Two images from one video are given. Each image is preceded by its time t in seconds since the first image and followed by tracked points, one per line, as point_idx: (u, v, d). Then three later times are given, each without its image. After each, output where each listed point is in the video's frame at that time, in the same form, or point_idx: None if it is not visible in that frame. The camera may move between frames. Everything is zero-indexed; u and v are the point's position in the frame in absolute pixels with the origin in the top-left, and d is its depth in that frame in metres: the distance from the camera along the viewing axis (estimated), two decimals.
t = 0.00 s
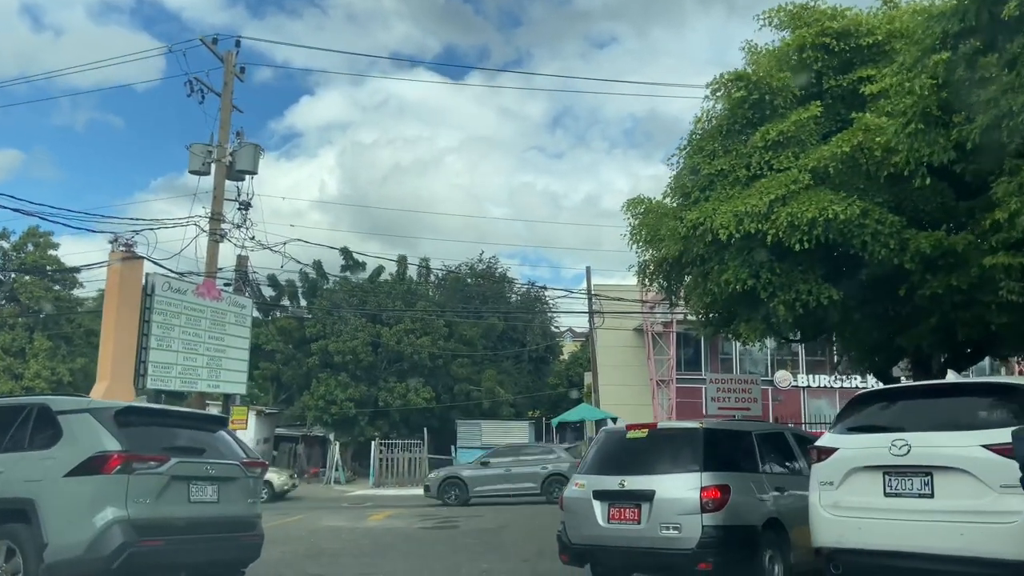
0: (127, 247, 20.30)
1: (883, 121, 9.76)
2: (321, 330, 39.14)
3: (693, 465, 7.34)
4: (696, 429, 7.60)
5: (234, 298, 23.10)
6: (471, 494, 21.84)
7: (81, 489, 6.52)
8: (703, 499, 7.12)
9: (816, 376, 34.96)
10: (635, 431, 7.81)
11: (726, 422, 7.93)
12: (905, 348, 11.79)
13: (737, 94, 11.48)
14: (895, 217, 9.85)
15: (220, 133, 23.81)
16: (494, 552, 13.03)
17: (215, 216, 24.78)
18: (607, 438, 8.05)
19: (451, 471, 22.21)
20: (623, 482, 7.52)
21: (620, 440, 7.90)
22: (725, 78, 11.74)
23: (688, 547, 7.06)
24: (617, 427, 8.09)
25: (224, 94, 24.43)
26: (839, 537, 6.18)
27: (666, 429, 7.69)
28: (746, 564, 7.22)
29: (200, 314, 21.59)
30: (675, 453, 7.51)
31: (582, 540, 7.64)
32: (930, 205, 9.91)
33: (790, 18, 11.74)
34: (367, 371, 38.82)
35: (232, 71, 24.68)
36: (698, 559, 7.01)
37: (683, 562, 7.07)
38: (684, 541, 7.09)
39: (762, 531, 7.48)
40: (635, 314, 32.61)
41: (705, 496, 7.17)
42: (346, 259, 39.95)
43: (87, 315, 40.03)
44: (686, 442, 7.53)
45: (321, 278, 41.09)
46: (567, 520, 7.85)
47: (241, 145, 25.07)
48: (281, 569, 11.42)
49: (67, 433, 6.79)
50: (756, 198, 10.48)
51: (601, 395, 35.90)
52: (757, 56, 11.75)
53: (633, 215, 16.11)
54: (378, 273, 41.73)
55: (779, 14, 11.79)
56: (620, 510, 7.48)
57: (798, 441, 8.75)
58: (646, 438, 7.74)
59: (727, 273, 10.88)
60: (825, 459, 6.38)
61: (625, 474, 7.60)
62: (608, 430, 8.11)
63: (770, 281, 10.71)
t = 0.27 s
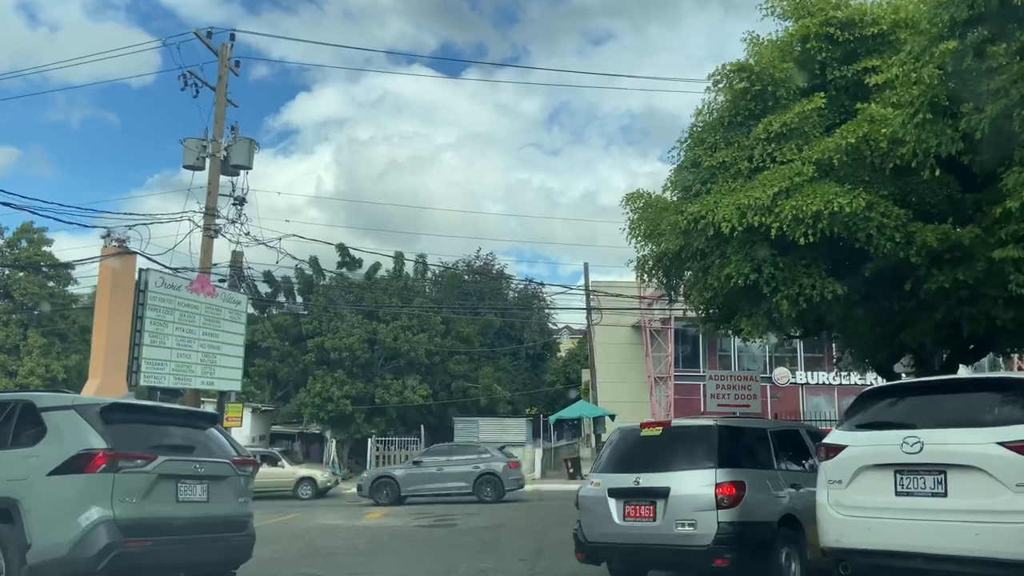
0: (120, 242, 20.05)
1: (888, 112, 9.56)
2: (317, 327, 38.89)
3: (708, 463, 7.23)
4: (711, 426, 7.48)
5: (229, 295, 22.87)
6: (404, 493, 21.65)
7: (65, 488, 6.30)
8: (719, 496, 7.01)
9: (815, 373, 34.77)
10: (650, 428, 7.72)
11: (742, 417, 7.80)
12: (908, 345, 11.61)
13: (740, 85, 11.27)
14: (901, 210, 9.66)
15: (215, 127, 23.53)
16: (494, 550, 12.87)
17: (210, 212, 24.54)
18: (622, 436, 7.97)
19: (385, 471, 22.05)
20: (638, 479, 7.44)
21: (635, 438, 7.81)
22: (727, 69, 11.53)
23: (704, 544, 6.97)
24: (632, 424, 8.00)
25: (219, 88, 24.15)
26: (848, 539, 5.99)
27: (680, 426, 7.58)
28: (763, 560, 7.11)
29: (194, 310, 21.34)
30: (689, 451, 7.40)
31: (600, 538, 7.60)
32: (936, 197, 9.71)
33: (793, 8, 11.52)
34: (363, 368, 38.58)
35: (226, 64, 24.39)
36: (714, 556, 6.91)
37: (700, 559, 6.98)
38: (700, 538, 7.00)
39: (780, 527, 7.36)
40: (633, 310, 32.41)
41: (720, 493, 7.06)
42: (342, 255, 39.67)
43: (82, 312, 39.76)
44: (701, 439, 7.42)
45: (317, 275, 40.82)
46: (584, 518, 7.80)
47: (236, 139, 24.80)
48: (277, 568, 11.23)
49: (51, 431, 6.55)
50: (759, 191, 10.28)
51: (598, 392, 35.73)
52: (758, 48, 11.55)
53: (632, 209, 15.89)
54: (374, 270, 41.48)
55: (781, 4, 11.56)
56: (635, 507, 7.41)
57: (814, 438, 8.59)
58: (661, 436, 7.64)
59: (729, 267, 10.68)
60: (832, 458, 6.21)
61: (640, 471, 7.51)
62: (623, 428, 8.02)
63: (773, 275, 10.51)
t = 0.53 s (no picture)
0: (116, 238, 19.84)
1: (899, 103, 9.35)
2: (316, 325, 38.66)
3: (729, 461, 7.05)
4: (732, 424, 7.30)
5: (227, 291, 22.65)
6: (348, 493, 21.31)
7: (54, 488, 6.09)
8: (739, 495, 6.84)
9: (817, 371, 34.57)
10: (668, 426, 7.53)
11: (762, 415, 7.63)
12: (916, 342, 11.42)
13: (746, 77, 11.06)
14: (911, 203, 9.46)
15: (212, 122, 23.28)
16: (497, 549, 12.69)
17: (208, 207, 24.31)
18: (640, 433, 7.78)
19: (330, 470, 21.69)
20: (656, 477, 7.25)
21: (653, 435, 7.61)
22: (732, 60, 11.32)
23: (724, 543, 6.80)
24: (650, 422, 7.80)
25: (216, 82, 23.89)
26: (864, 540, 5.80)
27: (700, 423, 7.40)
28: (783, 559, 6.96)
29: (192, 307, 21.14)
30: (710, 449, 7.21)
31: (617, 535, 7.40)
32: (946, 190, 9.52)
33: None
34: (363, 365, 38.38)
35: (224, 58, 24.14)
36: (734, 556, 6.75)
37: (720, 558, 6.80)
38: (720, 538, 6.82)
39: (799, 527, 7.19)
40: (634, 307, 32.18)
41: (741, 492, 6.89)
42: (341, 252, 39.43)
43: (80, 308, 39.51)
44: (722, 438, 7.23)
45: (316, 272, 40.58)
46: (601, 515, 7.61)
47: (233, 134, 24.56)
48: (276, 568, 11.04)
49: (40, 429, 6.33)
50: (766, 183, 10.08)
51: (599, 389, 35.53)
52: (764, 38, 11.35)
53: (635, 204, 15.68)
54: (374, 267, 41.25)
55: None
56: (654, 505, 7.22)
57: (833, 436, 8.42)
58: (680, 433, 7.45)
59: (735, 262, 10.47)
60: (847, 457, 6.01)
61: (659, 469, 7.32)
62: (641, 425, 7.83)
63: (780, 271, 10.32)
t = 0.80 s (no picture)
0: (115, 233, 19.61)
1: (916, 90, 9.08)
2: (318, 321, 38.43)
3: (752, 461, 6.80)
4: (754, 423, 7.05)
5: (228, 287, 22.41)
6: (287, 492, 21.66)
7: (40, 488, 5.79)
8: (763, 496, 6.59)
9: (822, 368, 34.30)
10: (689, 425, 7.29)
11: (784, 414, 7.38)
12: (930, 337, 11.15)
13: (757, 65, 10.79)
14: (928, 194, 9.19)
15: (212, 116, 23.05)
16: (501, 549, 12.44)
17: (208, 203, 24.08)
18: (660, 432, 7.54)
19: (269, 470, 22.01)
20: (677, 477, 7.01)
21: (673, 434, 7.37)
22: (743, 49, 11.05)
23: (747, 546, 6.55)
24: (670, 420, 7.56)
25: (216, 76, 23.64)
26: (889, 543, 5.53)
27: (722, 422, 7.15)
28: (808, 562, 6.71)
29: (192, 303, 20.91)
30: (732, 449, 6.97)
31: (637, 536, 7.17)
32: (964, 181, 9.24)
33: None
34: (365, 362, 38.17)
35: (224, 52, 23.89)
36: (758, 559, 6.50)
37: (743, 561, 6.56)
38: (743, 540, 6.57)
39: (824, 528, 6.94)
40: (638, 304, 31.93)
41: (764, 493, 6.64)
42: (343, 248, 39.19)
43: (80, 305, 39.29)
44: (744, 437, 6.99)
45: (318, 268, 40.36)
46: (620, 515, 7.38)
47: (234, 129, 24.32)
48: (277, 567, 10.81)
49: (28, 425, 5.97)
50: (778, 174, 9.81)
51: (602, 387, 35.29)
52: (775, 26, 11.08)
53: (641, 198, 15.43)
54: (376, 263, 41.00)
55: None
56: (674, 506, 6.97)
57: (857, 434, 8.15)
58: (702, 433, 7.20)
59: (746, 255, 10.21)
60: (869, 455, 5.76)
61: (679, 469, 7.08)
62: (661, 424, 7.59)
63: (793, 264, 10.06)
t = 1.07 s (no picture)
0: (116, 229, 19.40)
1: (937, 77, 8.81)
2: (321, 318, 38.21)
3: (776, 460, 6.56)
4: (778, 421, 6.81)
5: (230, 283, 22.19)
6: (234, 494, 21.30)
7: (32, 487, 5.55)
8: (788, 495, 6.35)
9: (829, 365, 34.02)
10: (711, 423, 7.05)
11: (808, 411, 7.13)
12: (947, 333, 10.91)
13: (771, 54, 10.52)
14: (949, 184, 8.93)
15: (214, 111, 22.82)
16: (508, 549, 12.19)
17: (210, 198, 23.86)
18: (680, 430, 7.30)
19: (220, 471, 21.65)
20: (699, 476, 6.77)
21: (694, 432, 7.13)
22: (756, 37, 10.78)
23: (772, 546, 6.30)
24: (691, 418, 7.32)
25: (218, 71, 23.41)
26: (919, 546, 5.28)
27: (745, 419, 6.92)
28: (834, 562, 6.47)
29: (194, 299, 20.69)
30: (755, 447, 6.72)
31: (658, 536, 6.93)
32: (985, 171, 8.98)
33: None
34: (368, 360, 37.98)
35: (226, 46, 23.66)
36: (783, 559, 6.26)
37: (768, 562, 6.32)
38: (768, 540, 6.33)
39: (851, 528, 6.70)
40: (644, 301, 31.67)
41: (789, 492, 6.40)
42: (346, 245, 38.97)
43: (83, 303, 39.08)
44: (768, 435, 6.75)
45: (321, 266, 40.14)
46: (640, 514, 7.14)
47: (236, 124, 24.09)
48: (280, 568, 10.58)
49: (17, 423, 5.74)
50: (793, 165, 9.55)
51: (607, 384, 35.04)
52: (788, 14, 10.82)
53: (649, 192, 15.17)
54: (379, 260, 40.78)
55: None
56: (696, 505, 6.73)
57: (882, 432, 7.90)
58: (724, 431, 6.96)
59: (760, 248, 9.94)
60: (897, 455, 5.50)
61: (701, 468, 6.84)
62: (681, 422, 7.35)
63: (808, 257, 9.79)
